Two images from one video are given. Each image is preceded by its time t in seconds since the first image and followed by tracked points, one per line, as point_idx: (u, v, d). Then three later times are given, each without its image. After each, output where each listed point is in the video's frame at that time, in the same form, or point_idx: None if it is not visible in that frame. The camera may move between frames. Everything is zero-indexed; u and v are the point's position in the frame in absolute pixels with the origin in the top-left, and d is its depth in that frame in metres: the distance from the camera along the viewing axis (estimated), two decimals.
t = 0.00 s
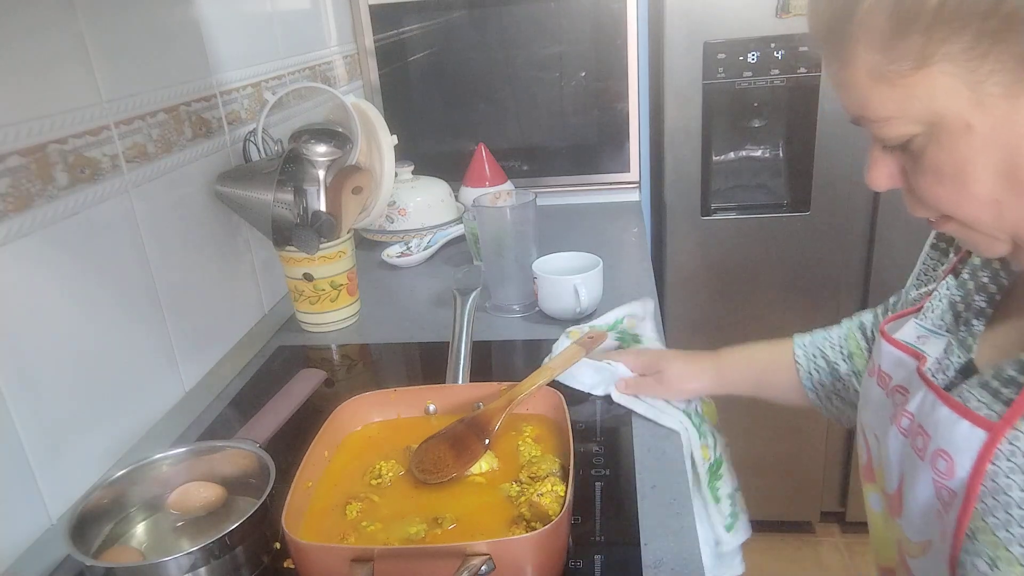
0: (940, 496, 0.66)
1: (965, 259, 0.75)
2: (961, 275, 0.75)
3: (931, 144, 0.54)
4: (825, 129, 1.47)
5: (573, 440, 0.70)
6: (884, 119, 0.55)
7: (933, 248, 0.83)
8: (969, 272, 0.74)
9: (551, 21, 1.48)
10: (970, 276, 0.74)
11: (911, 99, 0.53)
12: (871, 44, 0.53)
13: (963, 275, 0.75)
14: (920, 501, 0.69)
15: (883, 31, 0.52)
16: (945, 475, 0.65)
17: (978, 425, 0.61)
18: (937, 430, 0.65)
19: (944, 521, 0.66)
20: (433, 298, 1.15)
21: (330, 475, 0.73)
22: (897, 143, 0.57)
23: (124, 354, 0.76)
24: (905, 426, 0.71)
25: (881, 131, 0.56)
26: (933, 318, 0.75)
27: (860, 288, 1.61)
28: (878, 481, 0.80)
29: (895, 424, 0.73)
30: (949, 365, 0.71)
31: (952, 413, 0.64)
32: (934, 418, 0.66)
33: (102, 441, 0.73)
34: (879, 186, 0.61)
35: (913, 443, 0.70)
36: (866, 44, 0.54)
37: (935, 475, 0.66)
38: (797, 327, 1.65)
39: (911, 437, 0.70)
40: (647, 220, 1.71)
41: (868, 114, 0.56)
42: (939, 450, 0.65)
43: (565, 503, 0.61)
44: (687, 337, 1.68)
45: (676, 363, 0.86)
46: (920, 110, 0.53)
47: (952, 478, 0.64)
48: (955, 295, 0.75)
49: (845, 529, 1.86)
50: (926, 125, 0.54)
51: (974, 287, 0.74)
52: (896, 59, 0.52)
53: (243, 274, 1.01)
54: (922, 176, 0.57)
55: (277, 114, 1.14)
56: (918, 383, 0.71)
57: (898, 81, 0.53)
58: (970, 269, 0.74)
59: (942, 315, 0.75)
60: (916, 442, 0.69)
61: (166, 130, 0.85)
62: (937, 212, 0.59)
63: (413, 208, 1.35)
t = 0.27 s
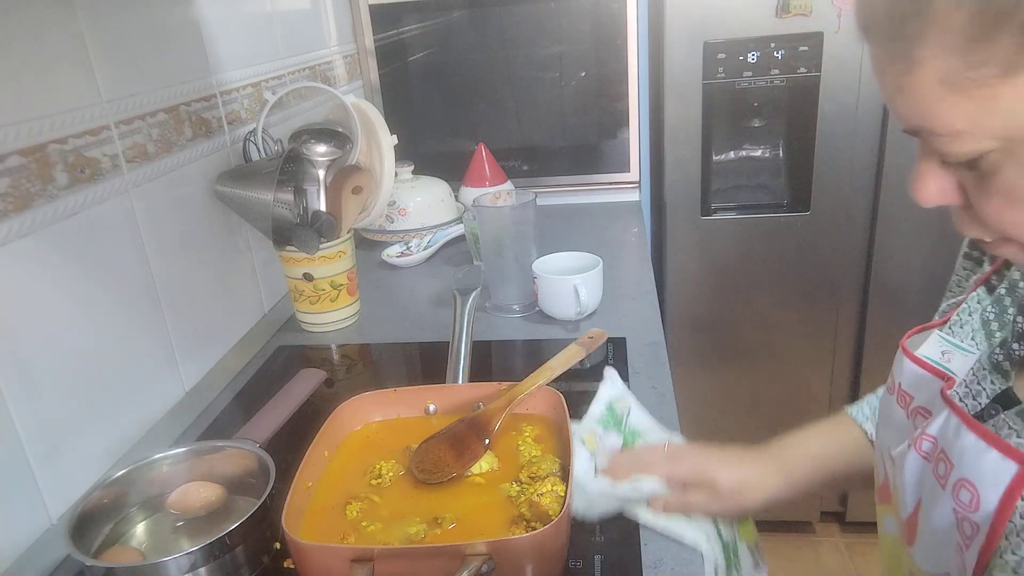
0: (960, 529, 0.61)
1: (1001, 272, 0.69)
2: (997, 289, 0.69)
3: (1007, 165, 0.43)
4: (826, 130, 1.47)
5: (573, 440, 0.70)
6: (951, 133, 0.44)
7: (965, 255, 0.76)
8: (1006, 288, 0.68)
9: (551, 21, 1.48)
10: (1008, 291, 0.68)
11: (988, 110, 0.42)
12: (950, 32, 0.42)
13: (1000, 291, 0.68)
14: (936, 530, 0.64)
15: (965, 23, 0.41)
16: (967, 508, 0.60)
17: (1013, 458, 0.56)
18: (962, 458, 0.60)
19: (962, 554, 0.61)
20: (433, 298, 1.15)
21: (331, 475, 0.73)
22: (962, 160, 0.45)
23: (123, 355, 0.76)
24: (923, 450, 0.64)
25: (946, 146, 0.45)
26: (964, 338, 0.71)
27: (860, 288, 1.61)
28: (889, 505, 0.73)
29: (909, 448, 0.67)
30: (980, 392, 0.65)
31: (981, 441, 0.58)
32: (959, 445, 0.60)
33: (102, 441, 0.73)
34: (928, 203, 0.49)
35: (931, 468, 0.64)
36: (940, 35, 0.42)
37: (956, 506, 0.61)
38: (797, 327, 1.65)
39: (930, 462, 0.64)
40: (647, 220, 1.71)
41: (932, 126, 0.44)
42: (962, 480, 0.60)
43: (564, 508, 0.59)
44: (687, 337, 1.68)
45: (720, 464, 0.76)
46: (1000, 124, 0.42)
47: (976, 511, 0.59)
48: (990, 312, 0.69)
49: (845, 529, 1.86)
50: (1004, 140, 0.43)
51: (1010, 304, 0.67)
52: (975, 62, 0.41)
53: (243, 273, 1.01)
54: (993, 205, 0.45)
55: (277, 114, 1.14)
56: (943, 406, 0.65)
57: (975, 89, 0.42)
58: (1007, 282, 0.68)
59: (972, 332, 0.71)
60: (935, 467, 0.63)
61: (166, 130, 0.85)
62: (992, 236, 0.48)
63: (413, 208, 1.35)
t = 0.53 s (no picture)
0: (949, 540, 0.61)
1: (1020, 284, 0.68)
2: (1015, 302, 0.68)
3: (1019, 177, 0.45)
4: (826, 129, 1.47)
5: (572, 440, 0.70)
6: (963, 144, 0.46)
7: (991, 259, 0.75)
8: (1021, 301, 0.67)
9: (551, 21, 1.48)
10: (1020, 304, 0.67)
11: (1000, 123, 0.44)
12: (960, 45, 0.43)
13: (1018, 303, 0.68)
14: (928, 538, 0.64)
15: (974, 32, 0.42)
16: (955, 520, 0.60)
17: (999, 474, 0.56)
18: (953, 470, 0.60)
19: (948, 565, 0.62)
20: (433, 298, 1.15)
21: (331, 476, 0.73)
22: (973, 172, 0.47)
23: (123, 355, 0.76)
24: (919, 458, 0.65)
25: (958, 158, 0.47)
26: (975, 346, 0.72)
27: (860, 288, 1.61)
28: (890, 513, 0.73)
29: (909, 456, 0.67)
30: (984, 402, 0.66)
31: (972, 455, 0.58)
32: (952, 456, 0.60)
33: (102, 441, 0.73)
34: (939, 213, 0.51)
35: (925, 478, 0.64)
36: (949, 47, 0.43)
37: (946, 517, 0.61)
38: (797, 327, 1.65)
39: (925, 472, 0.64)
40: (647, 220, 1.71)
41: (944, 137, 0.46)
42: (952, 492, 0.60)
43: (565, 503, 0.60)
44: (687, 337, 1.68)
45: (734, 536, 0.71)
46: (1014, 137, 0.44)
47: (963, 525, 0.59)
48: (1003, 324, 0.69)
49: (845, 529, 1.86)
50: (1016, 154, 0.44)
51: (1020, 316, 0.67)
52: (986, 74, 0.43)
53: (243, 273, 1.01)
54: (1002, 216, 0.48)
55: (277, 114, 1.14)
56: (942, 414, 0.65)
57: (985, 101, 0.43)
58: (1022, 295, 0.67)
59: (983, 340, 0.71)
60: (929, 477, 0.64)
61: (166, 130, 0.85)
62: (1004, 247, 0.51)
63: (413, 208, 1.35)
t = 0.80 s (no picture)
0: (943, 522, 0.62)
1: None
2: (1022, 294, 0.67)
3: (1015, 157, 0.46)
4: (826, 129, 1.47)
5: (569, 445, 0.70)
6: (961, 122, 0.47)
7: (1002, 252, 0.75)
8: None
9: (551, 20, 1.48)
10: None
11: (995, 101, 0.44)
12: (957, 26, 0.45)
13: (1023, 294, 0.67)
14: (925, 524, 0.65)
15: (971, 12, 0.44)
16: (950, 504, 0.61)
17: (993, 457, 0.56)
18: (950, 454, 0.61)
19: (943, 550, 0.62)
20: (433, 298, 1.15)
21: (329, 474, 0.73)
22: (973, 151, 0.48)
23: (122, 355, 0.76)
24: (920, 445, 0.66)
25: (956, 135, 0.48)
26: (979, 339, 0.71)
27: (860, 288, 1.61)
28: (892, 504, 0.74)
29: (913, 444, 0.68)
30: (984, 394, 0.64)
31: (969, 439, 0.59)
32: (950, 442, 0.61)
33: (102, 441, 0.73)
34: (946, 194, 0.52)
35: (924, 464, 0.65)
36: (948, 30, 0.45)
37: (942, 502, 0.62)
38: (797, 327, 1.65)
39: (926, 459, 0.65)
40: (647, 220, 1.71)
41: (944, 114, 0.48)
42: (948, 475, 0.61)
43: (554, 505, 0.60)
44: (687, 337, 1.68)
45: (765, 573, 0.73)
46: (1010, 116, 0.44)
47: (957, 508, 0.60)
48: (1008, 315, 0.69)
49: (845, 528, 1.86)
50: (1013, 133, 0.45)
51: None
52: (982, 51, 0.44)
53: (242, 273, 1.01)
54: (998, 191, 0.48)
55: (277, 114, 1.14)
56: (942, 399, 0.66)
57: (980, 80, 0.45)
58: None
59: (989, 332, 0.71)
60: (928, 463, 0.65)
61: (166, 130, 0.85)
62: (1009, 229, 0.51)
63: (413, 208, 1.35)
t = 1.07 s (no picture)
0: (939, 491, 0.63)
1: None
2: None
3: (1011, 133, 0.47)
4: (826, 129, 1.47)
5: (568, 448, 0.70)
6: (958, 100, 0.47)
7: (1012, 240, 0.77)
8: None
9: (551, 21, 1.48)
10: None
11: (990, 80, 0.45)
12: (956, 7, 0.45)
13: None
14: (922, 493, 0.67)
15: None
16: (944, 468, 0.63)
17: (984, 419, 0.59)
18: (948, 421, 0.64)
19: (935, 517, 0.64)
20: (433, 298, 1.15)
21: (327, 473, 0.73)
22: (969, 128, 0.49)
23: (123, 354, 0.76)
24: (923, 417, 0.69)
25: (953, 113, 0.48)
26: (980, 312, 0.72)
27: (860, 288, 1.61)
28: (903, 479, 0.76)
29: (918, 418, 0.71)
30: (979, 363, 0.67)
31: (966, 405, 0.62)
32: (950, 409, 0.64)
33: (102, 441, 0.73)
34: (944, 172, 0.54)
35: (925, 434, 0.68)
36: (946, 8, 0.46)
37: (937, 467, 0.64)
38: (797, 327, 1.65)
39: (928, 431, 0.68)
40: (647, 220, 1.71)
41: (941, 92, 0.48)
42: (946, 442, 0.63)
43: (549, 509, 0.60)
44: (686, 337, 1.68)
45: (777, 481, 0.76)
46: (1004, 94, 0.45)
47: (950, 472, 0.62)
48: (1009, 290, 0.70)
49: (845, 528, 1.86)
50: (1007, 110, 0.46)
51: None
52: (978, 30, 0.44)
53: (243, 273, 1.01)
54: (994, 166, 0.50)
55: (277, 114, 1.14)
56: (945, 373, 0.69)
57: (979, 57, 0.45)
58: None
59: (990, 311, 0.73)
60: (928, 433, 0.68)
61: (166, 130, 0.85)
62: (1003, 206, 0.53)
63: (413, 208, 1.35)
